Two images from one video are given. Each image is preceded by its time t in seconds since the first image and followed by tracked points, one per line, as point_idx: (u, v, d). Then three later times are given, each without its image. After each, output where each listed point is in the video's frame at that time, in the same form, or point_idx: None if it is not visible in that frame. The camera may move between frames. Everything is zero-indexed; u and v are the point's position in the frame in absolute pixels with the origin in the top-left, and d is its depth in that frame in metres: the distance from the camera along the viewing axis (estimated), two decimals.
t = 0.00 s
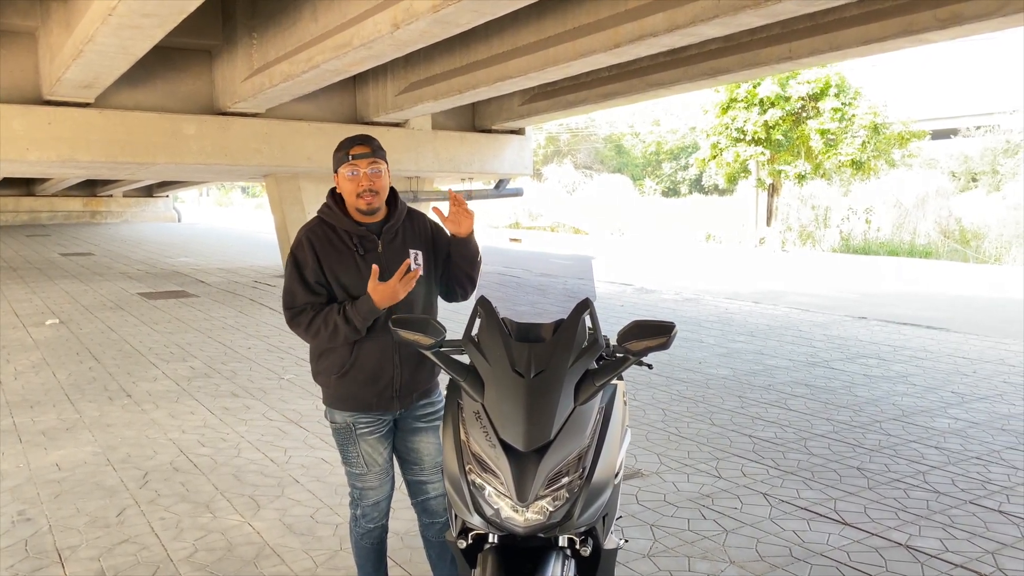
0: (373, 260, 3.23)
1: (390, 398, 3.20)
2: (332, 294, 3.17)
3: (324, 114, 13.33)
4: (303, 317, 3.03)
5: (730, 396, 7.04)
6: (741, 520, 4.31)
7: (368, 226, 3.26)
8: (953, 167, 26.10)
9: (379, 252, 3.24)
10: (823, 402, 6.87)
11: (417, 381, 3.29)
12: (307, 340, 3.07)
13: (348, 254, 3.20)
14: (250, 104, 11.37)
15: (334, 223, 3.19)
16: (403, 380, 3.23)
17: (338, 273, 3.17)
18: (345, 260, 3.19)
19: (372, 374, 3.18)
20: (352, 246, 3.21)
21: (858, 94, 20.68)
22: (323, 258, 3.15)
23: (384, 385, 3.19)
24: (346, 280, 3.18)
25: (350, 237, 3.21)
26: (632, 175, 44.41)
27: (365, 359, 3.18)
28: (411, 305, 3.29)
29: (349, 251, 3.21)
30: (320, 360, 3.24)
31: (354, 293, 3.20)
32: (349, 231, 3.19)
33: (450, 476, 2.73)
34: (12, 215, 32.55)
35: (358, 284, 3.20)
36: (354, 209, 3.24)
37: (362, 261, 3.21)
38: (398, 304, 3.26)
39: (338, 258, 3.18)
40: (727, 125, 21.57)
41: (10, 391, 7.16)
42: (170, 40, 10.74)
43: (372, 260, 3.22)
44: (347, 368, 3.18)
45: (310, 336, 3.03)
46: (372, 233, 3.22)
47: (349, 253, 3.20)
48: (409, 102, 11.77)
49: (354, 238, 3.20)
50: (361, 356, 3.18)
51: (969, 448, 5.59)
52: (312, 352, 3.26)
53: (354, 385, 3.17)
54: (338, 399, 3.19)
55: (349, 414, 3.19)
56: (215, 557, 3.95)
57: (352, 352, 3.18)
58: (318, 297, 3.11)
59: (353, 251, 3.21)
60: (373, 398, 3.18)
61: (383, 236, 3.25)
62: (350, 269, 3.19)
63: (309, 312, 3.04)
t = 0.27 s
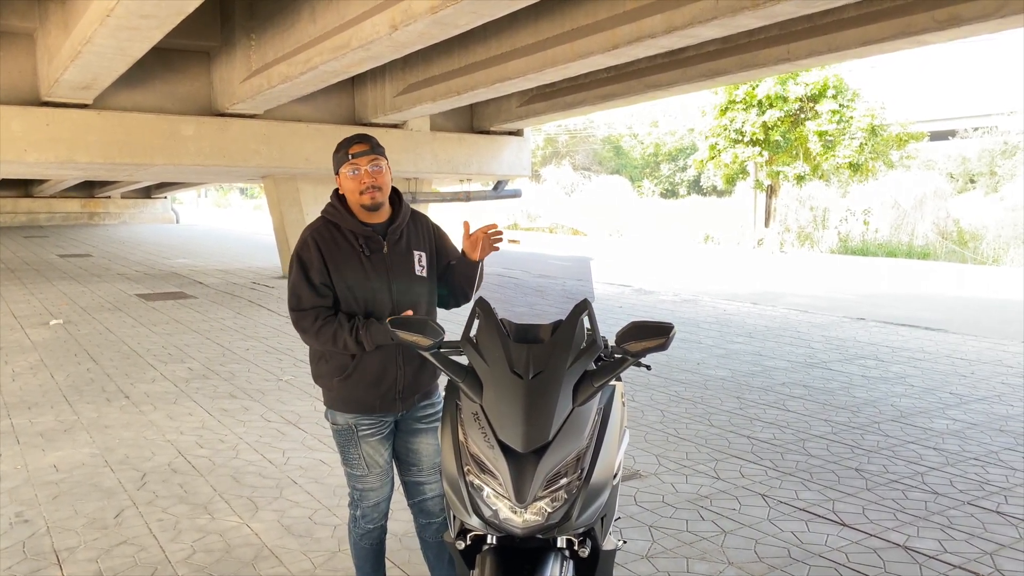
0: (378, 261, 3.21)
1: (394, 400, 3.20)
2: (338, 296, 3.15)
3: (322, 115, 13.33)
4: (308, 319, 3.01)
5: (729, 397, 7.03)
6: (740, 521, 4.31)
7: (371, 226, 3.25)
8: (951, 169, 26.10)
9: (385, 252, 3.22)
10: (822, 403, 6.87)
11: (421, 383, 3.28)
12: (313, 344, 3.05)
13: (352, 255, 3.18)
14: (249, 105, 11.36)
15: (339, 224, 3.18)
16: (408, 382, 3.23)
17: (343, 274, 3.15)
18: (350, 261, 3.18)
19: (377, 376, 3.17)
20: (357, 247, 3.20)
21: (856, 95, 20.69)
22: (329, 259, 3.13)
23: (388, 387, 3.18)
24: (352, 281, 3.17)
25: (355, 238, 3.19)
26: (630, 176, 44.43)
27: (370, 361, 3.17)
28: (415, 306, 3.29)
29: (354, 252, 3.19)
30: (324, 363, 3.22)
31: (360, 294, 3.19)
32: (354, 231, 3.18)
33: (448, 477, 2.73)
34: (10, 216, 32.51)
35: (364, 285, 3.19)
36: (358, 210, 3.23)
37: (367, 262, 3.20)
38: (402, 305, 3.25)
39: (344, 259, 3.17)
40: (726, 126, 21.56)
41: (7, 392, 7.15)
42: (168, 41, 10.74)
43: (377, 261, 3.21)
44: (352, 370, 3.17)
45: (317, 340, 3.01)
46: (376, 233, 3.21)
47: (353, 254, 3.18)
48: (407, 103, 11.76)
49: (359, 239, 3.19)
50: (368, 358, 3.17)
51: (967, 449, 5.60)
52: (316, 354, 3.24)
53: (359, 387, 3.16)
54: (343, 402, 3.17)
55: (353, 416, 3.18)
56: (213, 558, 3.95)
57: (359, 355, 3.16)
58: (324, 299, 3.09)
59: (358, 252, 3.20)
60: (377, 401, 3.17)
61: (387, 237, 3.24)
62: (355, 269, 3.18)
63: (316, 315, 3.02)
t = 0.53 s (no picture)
0: (378, 263, 3.21)
1: (396, 402, 3.20)
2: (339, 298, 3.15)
3: (320, 117, 13.33)
4: (309, 323, 3.02)
5: (727, 399, 7.04)
6: (739, 523, 4.31)
7: (371, 228, 3.24)
8: (949, 171, 26.13)
9: (385, 254, 3.22)
10: (820, 405, 6.87)
11: (421, 386, 3.28)
12: (313, 347, 3.07)
13: (353, 257, 3.18)
14: (247, 107, 11.36)
15: (339, 226, 3.18)
16: (409, 384, 3.22)
17: (344, 275, 3.15)
18: (350, 263, 3.17)
19: (378, 378, 3.17)
20: (357, 249, 3.19)
21: (854, 98, 20.72)
22: (329, 261, 3.14)
23: (389, 389, 3.18)
24: (352, 283, 3.16)
25: (355, 240, 3.19)
26: (628, 178, 44.48)
27: (370, 363, 3.17)
28: (416, 308, 3.28)
29: (354, 253, 3.19)
30: (325, 366, 3.22)
31: (361, 296, 3.18)
32: (354, 233, 3.17)
33: (447, 480, 2.73)
34: (8, 219, 32.37)
35: (365, 287, 3.18)
36: (358, 212, 3.23)
37: (367, 263, 3.20)
38: (403, 307, 3.24)
39: (344, 261, 3.16)
40: (724, 128, 21.59)
41: (5, 394, 7.14)
42: (167, 43, 10.74)
43: (377, 263, 3.21)
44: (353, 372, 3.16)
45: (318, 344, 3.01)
46: (377, 235, 3.21)
47: (353, 255, 3.18)
48: (406, 105, 11.77)
49: (360, 240, 3.18)
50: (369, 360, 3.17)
51: (966, 451, 5.60)
52: (316, 357, 3.23)
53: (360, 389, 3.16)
54: (344, 405, 3.17)
55: (354, 419, 3.18)
56: (211, 561, 3.94)
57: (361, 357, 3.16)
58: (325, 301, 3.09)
59: (359, 254, 3.19)
60: (379, 403, 3.17)
61: (388, 239, 3.23)
62: (355, 271, 3.18)
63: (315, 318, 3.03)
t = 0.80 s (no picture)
0: (375, 266, 3.22)
1: (396, 406, 3.20)
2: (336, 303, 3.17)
3: (319, 120, 13.34)
4: (304, 329, 3.04)
5: (726, 402, 7.04)
6: (737, 527, 4.31)
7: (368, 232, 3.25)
8: (947, 174, 26.17)
9: (382, 258, 3.23)
10: (819, 408, 6.88)
11: (421, 389, 3.27)
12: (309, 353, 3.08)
13: (349, 262, 3.19)
14: (246, 110, 11.36)
15: (334, 230, 3.19)
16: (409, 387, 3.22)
17: (340, 280, 3.16)
18: (347, 267, 3.18)
19: (377, 383, 3.16)
20: (354, 253, 3.20)
21: (852, 101, 20.75)
22: (324, 266, 3.14)
23: (390, 393, 3.18)
24: (349, 288, 3.17)
25: (351, 244, 3.19)
26: (627, 181, 44.52)
27: (369, 368, 3.17)
28: (415, 312, 3.28)
29: (351, 258, 3.20)
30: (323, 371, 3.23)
31: (357, 300, 3.19)
32: (350, 237, 3.18)
33: (446, 484, 2.73)
34: (6, 221, 32.35)
35: (361, 292, 3.19)
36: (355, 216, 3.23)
37: (364, 268, 3.20)
38: (401, 311, 3.25)
39: (341, 266, 3.17)
40: (722, 131, 21.62)
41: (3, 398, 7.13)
42: (166, 47, 10.75)
43: (373, 267, 3.22)
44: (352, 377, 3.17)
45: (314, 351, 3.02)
46: (373, 239, 3.22)
47: (350, 260, 3.19)
48: (405, 108, 11.78)
49: (356, 245, 3.19)
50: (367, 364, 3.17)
51: (964, 454, 5.61)
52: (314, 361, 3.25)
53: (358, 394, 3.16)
54: (342, 409, 3.17)
55: (354, 423, 3.18)
56: (209, 565, 3.94)
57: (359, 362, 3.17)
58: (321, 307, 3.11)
59: (355, 258, 3.20)
60: (379, 407, 3.17)
61: (384, 243, 3.24)
62: (352, 275, 3.18)
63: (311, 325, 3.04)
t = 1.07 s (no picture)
0: (365, 271, 3.23)
1: (389, 410, 3.20)
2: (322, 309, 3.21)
3: (317, 124, 13.35)
4: (279, 336, 3.15)
5: (724, 406, 7.04)
6: (735, 530, 4.31)
7: (360, 236, 3.25)
8: (945, 178, 26.21)
9: (372, 263, 3.24)
10: (816, 412, 6.88)
11: (414, 391, 3.27)
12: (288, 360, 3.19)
13: (339, 267, 3.21)
14: (244, 114, 11.37)
15: (324, 237, 3.21)
16: (400, 390, 3.22)
17: (328, 287, 3.19)
18: (336, 273, 3.20)
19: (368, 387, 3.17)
20: (343, 259, 3.21)
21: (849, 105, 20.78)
22: (312, 272, 3.18)
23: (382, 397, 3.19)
24: (338, 294, 3.20)
25: (341, 249, 3.21)
26: (625, 185, 44.56)
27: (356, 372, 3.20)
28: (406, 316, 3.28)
29: (340, 264, 3.21)
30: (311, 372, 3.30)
31: (345, 306, 3.21)
32: (340, 243, 3.19)
33: (443, 489, 2.73)
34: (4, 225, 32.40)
35: (349, 297, 3.20)
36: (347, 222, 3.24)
37: (353, 274, 3.21)
38: (391, 314, 3.24)
39: (329, 272, 3.19)
40: (720, 135, 21.66)
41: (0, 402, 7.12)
42: (165, 51, 10.76)
43: (364, 272, 3.23)
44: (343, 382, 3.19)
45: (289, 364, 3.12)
46: (363, 244, 3.22)
47: (339, 266, 3.21)
48: (403, 112, 11.78)
49: (346, 250, 3.20)
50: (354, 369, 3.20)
51: (962, 458, 5.61)
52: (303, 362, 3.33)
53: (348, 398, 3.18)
54: (334, 413, 3.18)
55: (347, 426, 3.18)
56: (206, 570, 3.93)
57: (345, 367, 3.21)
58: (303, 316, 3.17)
59: (344, 264, 3.21)
60: (372, 410, 3.17)
61: (374, 247, 3.25)
62: (341, 281, 3.20)
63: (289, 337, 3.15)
